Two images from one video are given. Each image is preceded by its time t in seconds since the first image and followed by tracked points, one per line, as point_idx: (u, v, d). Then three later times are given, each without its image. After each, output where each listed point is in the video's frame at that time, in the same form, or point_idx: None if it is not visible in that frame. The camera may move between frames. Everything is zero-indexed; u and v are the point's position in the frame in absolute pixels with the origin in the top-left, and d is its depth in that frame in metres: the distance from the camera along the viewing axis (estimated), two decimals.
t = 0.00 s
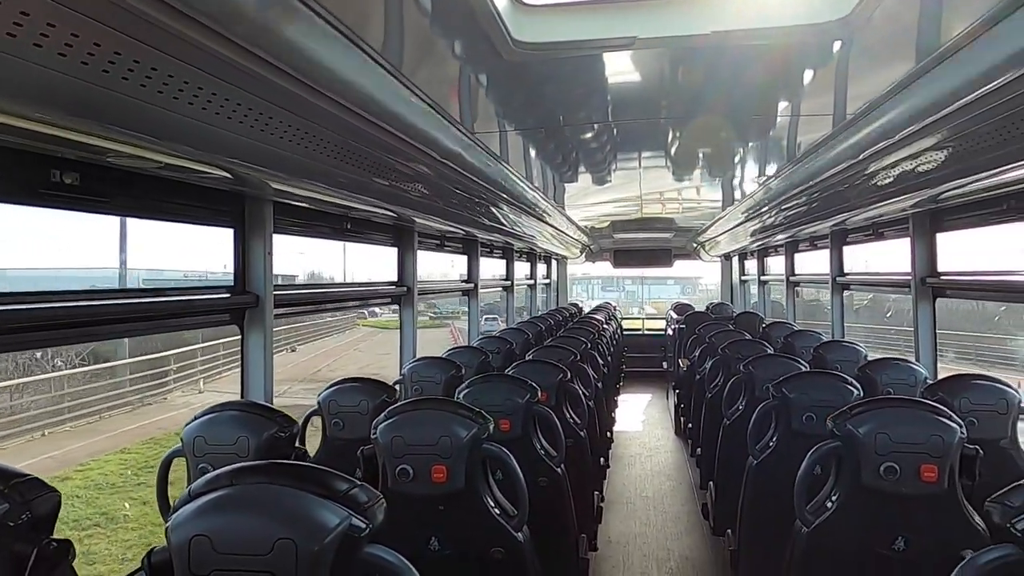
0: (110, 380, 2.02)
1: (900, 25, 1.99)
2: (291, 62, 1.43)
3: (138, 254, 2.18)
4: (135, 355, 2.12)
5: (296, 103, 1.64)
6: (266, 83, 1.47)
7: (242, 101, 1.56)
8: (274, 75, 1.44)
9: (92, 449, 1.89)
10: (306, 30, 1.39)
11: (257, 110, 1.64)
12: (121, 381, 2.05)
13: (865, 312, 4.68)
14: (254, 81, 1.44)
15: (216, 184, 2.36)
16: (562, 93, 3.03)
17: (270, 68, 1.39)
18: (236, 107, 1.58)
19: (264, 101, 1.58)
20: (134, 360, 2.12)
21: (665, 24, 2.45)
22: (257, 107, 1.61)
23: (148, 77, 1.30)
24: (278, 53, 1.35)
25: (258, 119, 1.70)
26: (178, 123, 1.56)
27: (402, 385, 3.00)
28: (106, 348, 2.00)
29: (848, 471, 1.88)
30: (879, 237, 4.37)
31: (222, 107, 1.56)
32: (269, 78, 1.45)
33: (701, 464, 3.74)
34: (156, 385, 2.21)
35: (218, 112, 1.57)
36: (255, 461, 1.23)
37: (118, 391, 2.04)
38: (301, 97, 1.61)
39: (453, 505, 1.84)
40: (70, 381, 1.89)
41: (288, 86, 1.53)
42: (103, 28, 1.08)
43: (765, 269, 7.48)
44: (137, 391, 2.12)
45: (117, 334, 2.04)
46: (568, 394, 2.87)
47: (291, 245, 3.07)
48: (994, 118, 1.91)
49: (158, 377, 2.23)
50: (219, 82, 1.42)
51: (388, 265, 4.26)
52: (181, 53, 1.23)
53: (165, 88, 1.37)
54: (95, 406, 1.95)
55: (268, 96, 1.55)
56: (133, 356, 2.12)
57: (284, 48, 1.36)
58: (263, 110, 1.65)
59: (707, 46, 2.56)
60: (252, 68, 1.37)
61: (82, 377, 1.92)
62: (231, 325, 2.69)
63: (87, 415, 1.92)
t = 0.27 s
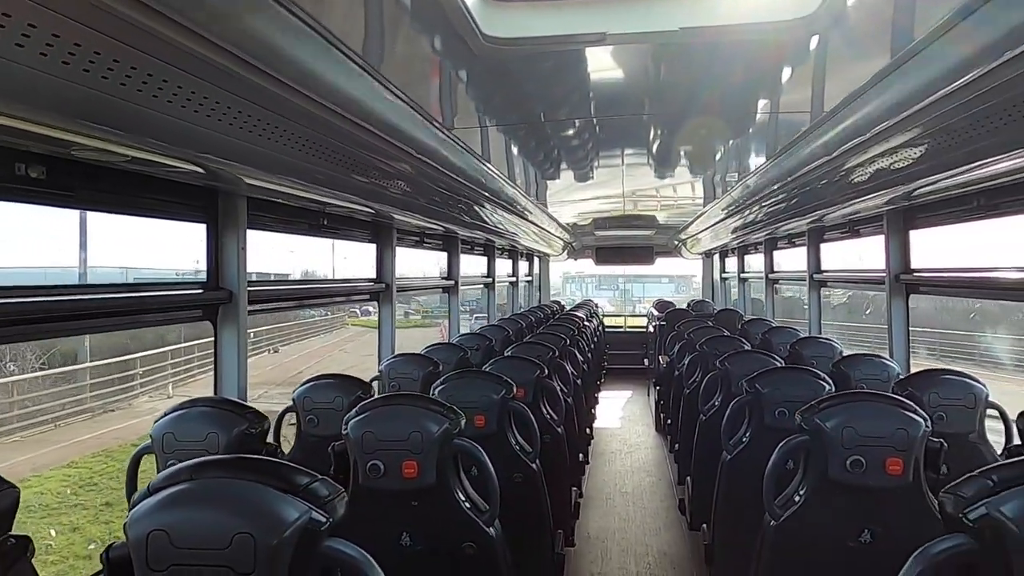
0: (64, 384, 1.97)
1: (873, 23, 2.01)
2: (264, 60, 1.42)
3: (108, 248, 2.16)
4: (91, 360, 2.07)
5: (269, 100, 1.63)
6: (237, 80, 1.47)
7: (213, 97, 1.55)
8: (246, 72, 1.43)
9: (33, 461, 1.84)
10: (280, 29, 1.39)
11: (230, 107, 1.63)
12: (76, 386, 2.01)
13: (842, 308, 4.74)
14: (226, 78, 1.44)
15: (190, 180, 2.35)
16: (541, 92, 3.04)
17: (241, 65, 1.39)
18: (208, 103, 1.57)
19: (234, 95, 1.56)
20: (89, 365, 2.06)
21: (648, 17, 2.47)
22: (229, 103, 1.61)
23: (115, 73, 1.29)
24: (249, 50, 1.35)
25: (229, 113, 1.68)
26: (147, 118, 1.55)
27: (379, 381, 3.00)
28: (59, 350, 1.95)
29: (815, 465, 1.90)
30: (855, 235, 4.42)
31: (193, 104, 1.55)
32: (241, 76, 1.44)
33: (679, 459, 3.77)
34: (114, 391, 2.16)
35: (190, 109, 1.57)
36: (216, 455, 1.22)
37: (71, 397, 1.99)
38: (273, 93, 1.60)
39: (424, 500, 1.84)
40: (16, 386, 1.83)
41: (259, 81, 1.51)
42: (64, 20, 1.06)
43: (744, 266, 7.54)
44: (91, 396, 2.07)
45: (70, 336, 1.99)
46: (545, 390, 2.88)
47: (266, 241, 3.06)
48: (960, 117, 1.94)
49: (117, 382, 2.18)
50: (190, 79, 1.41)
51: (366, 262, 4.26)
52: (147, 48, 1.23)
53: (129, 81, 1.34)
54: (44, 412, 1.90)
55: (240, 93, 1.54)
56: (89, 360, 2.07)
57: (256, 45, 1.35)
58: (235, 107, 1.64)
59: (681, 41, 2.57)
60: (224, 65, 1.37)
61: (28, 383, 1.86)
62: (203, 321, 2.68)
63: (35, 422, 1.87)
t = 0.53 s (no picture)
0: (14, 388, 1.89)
1: (838, 23, 2.03)
2: (219, 48, 1.43)
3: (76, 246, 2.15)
4: (46, 366, 2.01)
5: (230, 90, 1.64)
6: (194, 69, 1.47)
7: (172, 88, 1.55)
8: (201, 60, 1.44)
9: None
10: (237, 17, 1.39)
11: (191, 99, 1.64)
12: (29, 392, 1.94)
13: (818, 305, 4.80)
14: (181, 65, 1.44)
15: (161, 176, 2.34)
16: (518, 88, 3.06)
17: (195, 52, 1.39)
18: (167, 94, 1.58)
19: (191, 87, 1.56)
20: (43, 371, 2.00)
21: (638, 15, 2.53)
22: (188, 95, 1.61)
23: (69, 62, 1.29)
24: (202, 36, 1.35)
25: (190, 106, 1.68)
26: (108, 111, 1.55)
27: (355, 379, 3.00)
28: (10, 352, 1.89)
29: (782, 459, 1.93)
30: (831, 232, 4.48)
31: (153, 95, 1.55)
32: (196, 63, 1.45)
33: (657, 455, 3.80)
34: (73, 399, 2.09)
35: (148, 100, 1.57)
36: (176, 451, 1.22)
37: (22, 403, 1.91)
38: (233, 84, 1.61)
39: (395, 496, 1.85)
40: None
41: (213, 70, 1.51)
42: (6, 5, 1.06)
43: (724, 263, 7.61)
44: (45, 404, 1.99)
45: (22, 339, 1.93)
46: (522, 387, 2.89)
47: (241, 239, 3.04)
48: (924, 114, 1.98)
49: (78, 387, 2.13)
50: (145, 67, 1.41)
51: (345, 260, 4.25)
52: (99, 34, 1.23)
53: (79, 70, 1.34)
54: None
55: (198, 83, 1.55)
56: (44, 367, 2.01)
57: (209, 33, 1.36)
58: (196, 99, 1.64)
59: (671, 37, 2.62)
60: (176, 52, 1.37)
61: None
62: (176, 318, 2.67)
63: None
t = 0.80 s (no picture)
0: None
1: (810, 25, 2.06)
2: (191, 46, 1.43)
3: (50, 246, 2.14)
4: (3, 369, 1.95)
5: (203, 89, 1.64)
6: (166, 68, 1.47)
7: (144, 87, 1.55)
8: (173, 58, 1.44)
9: None
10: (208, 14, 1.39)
11: (163, 98, 1.63)
12: None
13: (796, 303, 4.86)
14: (153, 64, 1.44)
15: (136, 174, 2.33)
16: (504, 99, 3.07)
17: (166, 50, 1.39)
18: (139, 94, 1.57)
19: (163, 86, 1.56)
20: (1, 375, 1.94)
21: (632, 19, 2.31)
22: (161, 94, 1.61)
23: (39, 62, 1.29)
24: (172, 35, 1.35)
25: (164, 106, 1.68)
26: (80, 112, 1.54)
27: (335, 378, 3.00)
28: None
29: (753, 455, 1.96)
30: (808, 231, 4.53)
31: (124, 94, 1.54)
32: (167, 62, 1.45)
33: (637, 452, 3.84)
34: (31, 406, 2.02)
35: (120, 100, 1.56)
36: (145, 451, 1.22)
37: None
38: (206, 83, 1.61)
39: (371, 495, 1.86)
40: None
41: (186, 70, 1.51)
42: None
43: (705, 261, 7.67)
44: None
45: None
46: (502, 385, 2.91)
47: (219, 237, 3.03)
48: (900, 113, 2.02)
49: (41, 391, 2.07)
50: (116, 66, 1.41)
51: (325, 258, 4.24)
52: (68, 34, 1.22)
53: (49, 71, 1.33)
54: None
55: (170, 82, 1.55)
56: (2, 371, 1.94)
57: (180, 31, 1.36)
58: (169, 98, 1.64)
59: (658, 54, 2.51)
60: (147, 51, 1.37)
61: None
62: (152, 318, 2.66)
63: None
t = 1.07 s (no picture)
0: None
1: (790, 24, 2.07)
2: (169, 43, 1.42)
3: (26, 242, 2.11)
4: None
5: (181, 84, 1.62)
6: (142, 61, 1.45)
7: (119, 81, 1.53)
8: (148, 52, 1.42)
9: None
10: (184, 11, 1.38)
11: (139, 92, 1.62)
12: None
13: (777, 301, 4.90)
14: (129, 59, 1.42)
15: (113, 170, 2.30)
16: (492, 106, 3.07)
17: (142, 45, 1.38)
18: (114, 87, 1.55)
19: (141, 79, 1.54)
20: None
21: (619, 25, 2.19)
22: (136, 88, 1.59)
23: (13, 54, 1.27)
24: (149, 29, 1.34)
25: (142, 100, 1.66)
26: (55, 105, 1.52)
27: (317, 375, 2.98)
28: None
29: (733, 449, 1.97)
30: (789, 229, 4.58)
31: (99, 87, 1.53)
32: (143, 56, 1.43)
33: (620, 449, 3.85)
34: None
35: (95, 93, 1.54)
36: (119, 447, 1.20)
37: None
38: (184, 77, 1.59)
39: (351, 491, 1.85)
40: None
41: (165, 64, 1.49)
42: None
43: (688, 259, 7.72)
44: None
45: None
46: (484, 382, 2.91)
47: (198, 234, 3.00)
48: (879, 110, 2.05)
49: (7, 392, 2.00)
50: (91, 60, 1.39)
51: (307, 256, 4.21)
52: (42, 26, 1.21)
53: (24, 64, 1.31)
54: None
55: (146, 75, 1.53)
56: None
57: (158, 26, 1.35)
58: (145, 92, 1.62)
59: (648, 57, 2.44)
60: (122, 45, 1.35)
61: None
62: (130, 315, 2.63)
63: None
